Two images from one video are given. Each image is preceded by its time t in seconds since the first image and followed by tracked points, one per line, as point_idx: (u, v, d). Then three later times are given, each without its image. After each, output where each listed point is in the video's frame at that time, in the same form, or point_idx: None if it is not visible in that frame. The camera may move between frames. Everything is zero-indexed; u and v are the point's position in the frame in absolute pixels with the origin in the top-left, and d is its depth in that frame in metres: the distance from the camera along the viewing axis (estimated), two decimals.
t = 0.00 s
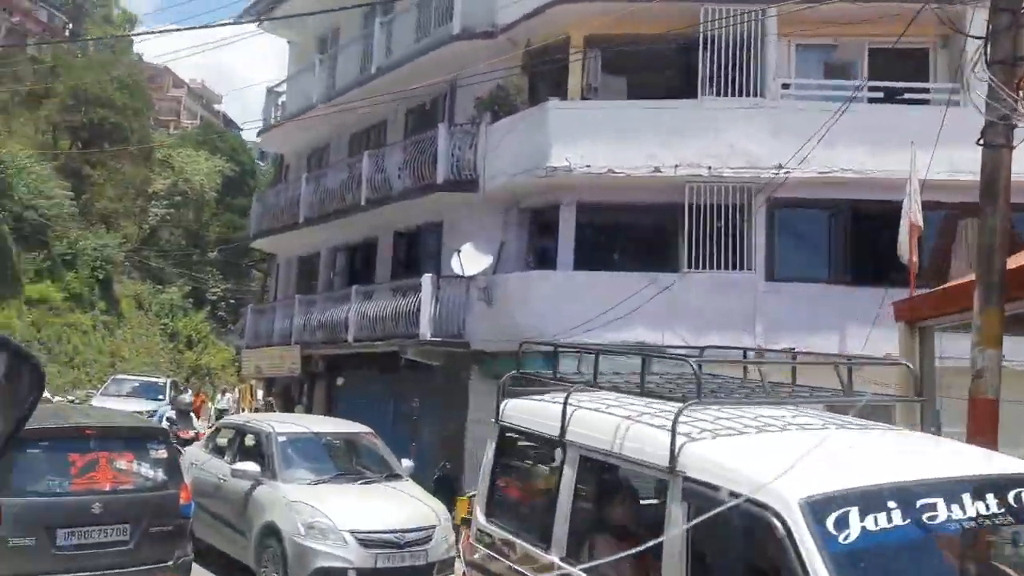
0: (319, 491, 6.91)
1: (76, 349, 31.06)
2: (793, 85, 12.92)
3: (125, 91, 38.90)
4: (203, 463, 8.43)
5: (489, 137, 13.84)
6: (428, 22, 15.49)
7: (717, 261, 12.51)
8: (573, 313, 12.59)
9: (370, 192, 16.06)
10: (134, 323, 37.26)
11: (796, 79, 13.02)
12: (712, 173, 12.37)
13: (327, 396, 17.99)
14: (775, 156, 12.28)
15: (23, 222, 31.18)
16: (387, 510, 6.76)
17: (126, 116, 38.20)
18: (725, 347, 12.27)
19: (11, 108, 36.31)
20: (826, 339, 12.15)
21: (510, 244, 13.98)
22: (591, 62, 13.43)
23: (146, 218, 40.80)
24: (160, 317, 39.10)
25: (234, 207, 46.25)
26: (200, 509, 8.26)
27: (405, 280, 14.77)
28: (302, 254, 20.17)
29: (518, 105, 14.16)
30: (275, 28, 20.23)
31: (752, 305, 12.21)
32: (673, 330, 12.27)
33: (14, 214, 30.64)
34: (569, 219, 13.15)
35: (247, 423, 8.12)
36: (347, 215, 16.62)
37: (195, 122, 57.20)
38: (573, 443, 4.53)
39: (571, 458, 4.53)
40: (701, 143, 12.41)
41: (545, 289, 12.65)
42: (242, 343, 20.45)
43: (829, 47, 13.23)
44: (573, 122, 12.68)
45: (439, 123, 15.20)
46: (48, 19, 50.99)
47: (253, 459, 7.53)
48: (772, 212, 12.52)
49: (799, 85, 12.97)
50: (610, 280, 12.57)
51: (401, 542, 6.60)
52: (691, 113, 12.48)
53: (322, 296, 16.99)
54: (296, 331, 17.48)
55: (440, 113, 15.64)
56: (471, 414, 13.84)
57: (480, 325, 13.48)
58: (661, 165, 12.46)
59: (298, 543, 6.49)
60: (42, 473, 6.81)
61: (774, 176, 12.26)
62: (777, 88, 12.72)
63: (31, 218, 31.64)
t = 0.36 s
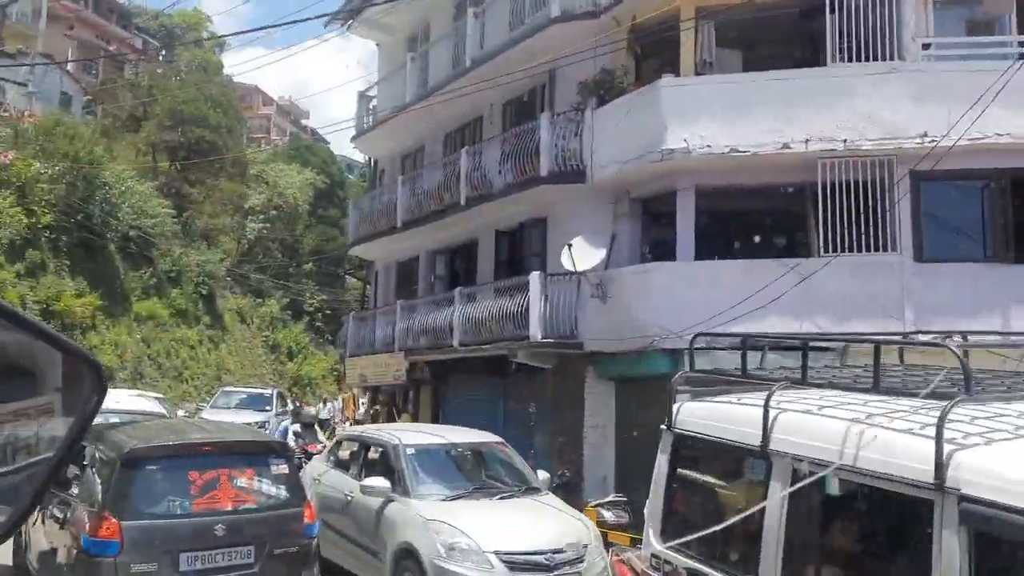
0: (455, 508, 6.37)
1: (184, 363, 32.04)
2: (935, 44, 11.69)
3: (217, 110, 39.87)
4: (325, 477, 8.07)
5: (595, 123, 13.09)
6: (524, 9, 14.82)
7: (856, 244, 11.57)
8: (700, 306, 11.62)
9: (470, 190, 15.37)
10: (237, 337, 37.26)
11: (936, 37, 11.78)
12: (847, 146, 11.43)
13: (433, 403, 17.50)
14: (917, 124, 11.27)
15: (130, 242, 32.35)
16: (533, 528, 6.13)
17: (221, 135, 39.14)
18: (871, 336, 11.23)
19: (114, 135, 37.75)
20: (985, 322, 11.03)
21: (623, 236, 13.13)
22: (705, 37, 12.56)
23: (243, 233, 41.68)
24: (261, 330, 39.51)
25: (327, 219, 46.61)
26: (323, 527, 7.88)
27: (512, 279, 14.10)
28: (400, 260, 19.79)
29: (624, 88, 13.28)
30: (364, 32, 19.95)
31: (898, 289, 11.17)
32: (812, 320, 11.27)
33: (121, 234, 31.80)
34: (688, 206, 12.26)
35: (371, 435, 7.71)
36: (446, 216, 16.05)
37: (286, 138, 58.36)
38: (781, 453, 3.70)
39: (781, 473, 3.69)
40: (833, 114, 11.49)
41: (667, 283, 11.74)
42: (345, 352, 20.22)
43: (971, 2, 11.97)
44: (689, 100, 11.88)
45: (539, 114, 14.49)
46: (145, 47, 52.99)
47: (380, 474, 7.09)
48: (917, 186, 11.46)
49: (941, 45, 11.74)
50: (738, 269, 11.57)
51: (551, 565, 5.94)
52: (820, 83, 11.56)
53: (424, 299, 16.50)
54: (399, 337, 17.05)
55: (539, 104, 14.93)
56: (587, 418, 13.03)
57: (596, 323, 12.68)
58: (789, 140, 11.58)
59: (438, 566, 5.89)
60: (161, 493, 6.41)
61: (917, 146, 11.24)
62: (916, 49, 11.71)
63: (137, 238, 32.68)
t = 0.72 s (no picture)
0: (525, 521, 6.46)
1: (223, 364, 32.00)
2: (1010, 21, 10.99)
3: (253, 112, 39.88)
4: (379, 484, 8.30)
5: (646, 111, 12.57)
6: None
7: (929, 233, 10.88)
8: (761, 300, 11.05)
9: (514, 183, 14.83)
10: (274, 338, 37.09)
11: (1011, 13, 11.06)
12: (918, 129, 10.81)
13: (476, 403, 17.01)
14: (992, 105, 10.63)
15: (168, 244, 32.50)
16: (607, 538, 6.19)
17: (256, 135, 39.22)
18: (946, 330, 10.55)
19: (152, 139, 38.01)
20: None
21: (675, 228, 12.51)
22: (762, 19, 11.94)
23: (280, 234, 41.61)
24: (298, 330, 39.22)
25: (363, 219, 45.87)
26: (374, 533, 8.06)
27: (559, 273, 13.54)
28: (441, 258, 19.35)
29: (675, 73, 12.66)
30: (401, 26, 19.56)
31: (976, 279, 10.47)
32: (882, 314, 10.64)
33: (160, 236, 31.94)
34: (747, 195, 11.64)
35: (429, 442, 7.89)
36: (488, 212, 15.57)
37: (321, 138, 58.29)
38: (926, 463, 3.16)
39: (927, 484, 3.16)
40: (901, 96, 10.90)
41: (725, 277, 11.17)
42: (385, 352, 19.81)
43: None
44: (747, 85, 11.33)
45: (585, 104, 13.96)
46: (182, 52, 53.51)
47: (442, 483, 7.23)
48: (995, 170, 10.77)
49: (1018, 21, 11.02)
50: (802, 261, 10.99)
51: None
52: (887, 64, 10.99)
53: (466, 297, 16.02)
54: (441, 336, 16.60)
55: (585, 93, 14.36)
56: (639, 418, 12.47)
57: (650, 319, 12.13)
58: (856, 124, 10.98)
59: None
60: (205, 501, 6.01)
61: (993, 128, 10.59)
62: (990, 27, 11.00)
63: (175, 239, 32.76)
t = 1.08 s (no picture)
0: (599, 538, 6.35)
1: (269, 364, 31.99)
2: None
3: (298, 112, 40.00)
4: (436, 491, 8.20)
5: (708, 101, 12.08)
6: None
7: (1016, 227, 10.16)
8: (833, 301, 10.48)
9: (567, 179, 14.36)
10: (319, 339, 37.00)
11: None
12: (1004, 117, 10.13)
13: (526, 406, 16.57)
14: None
15: (216, 244, 32.69)
16: (688, 557, 6.04)
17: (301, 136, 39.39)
18: None
19: (199, 141, 38.40)
20: None
21: (740, 224, 11.96)
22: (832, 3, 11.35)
23: (325, 234, 41.15)
24: (343, 330, 39.07)
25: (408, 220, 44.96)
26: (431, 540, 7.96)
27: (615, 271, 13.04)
28: (490, 257, 18.95)
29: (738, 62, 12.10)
30: (450, 21, 19.24)
31: None
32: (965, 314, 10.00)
33: (208, 236, 32.15)
34: (817, 189, 11.04)
35: (492, 449, 7.77)
36: (540, 209, 15.12)
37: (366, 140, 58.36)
38: None
39: None
40: (985, 82, 10.26)
41: (795, 276, 10.64)
42: (432, 353, 19.46)
43: None
44: (818, 71, 10.78)
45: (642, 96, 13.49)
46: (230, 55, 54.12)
47: (509, 493, 7.11)
48: None
49: None
50: (879, 257, 10.38)
51: None
52: (969, 48, 10.35)
53: (516, 296, 15.59)
54: (490, 336, 16.18)
55: (642, 85, 13.87)
56: (701, 422, 11.89)
57: (713, 319, 11.59)
58: (936, 112, 10.36)
59: None
60: (259, 509, 5.67)
61: None
62: None
63: (223, 239, 32.91)
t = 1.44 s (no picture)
0: (646, 545, 5.83)
1: (291, 359, 31.77)
2: None
3: (319, 105, 39.82)
4: (468, 493, 7.65)
5: (747, 88, 11.61)
6: None
7: None
8: (882, 295, 9.99)
9: (598, 170, 13.91)
10: (341, 334, 36.73)
11: None
12: None
13: (554, 403, 16.14)
14: None
15: (239, 238, 32.55)
16: (742, 567, 5.52)
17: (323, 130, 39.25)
18: None
19: (222, 135, 38.31)
20: None
21: (781, 216, 11.49)
22: None
23: (347, 228, 40.82)
24: (365, 325, 38.78)
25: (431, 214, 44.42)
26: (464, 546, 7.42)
27: (649, 265, 12.61)
28: (515, 251, 18.56)
29: (779, 47, 11.65)
30: (475, 10, 18.87)
31: None
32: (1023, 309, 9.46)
33: (231, 229, 32.00)
34: (864, 179, 10.57)
35: (526, 448, 7.23)
36: (569, 201, 14.72)
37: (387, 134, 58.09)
38: None
39: None
40: None
41: (842, 270, 10.17)
42: (457, 348, 19.07)
43: None
44: (867, 55, 10.27)
45: (677, 84, 13.05)
46: (252, 50, 54.07)
47: (546, 496, 6.59)
48: None
49: None
50: (931, 250, 9.90)
51: None
52: None
53: (545, 290, 15.17)
54: (517, 331, 15.77)
55: (677, 72, 13.42)
56: (739, 421, 11.46)
57: (754, 316, 11.14)
58: (992, 98, 9.85)
59: None
60: (286, 514, 5.31)
61: None
62: None
63: (246, 233, 32.76)
